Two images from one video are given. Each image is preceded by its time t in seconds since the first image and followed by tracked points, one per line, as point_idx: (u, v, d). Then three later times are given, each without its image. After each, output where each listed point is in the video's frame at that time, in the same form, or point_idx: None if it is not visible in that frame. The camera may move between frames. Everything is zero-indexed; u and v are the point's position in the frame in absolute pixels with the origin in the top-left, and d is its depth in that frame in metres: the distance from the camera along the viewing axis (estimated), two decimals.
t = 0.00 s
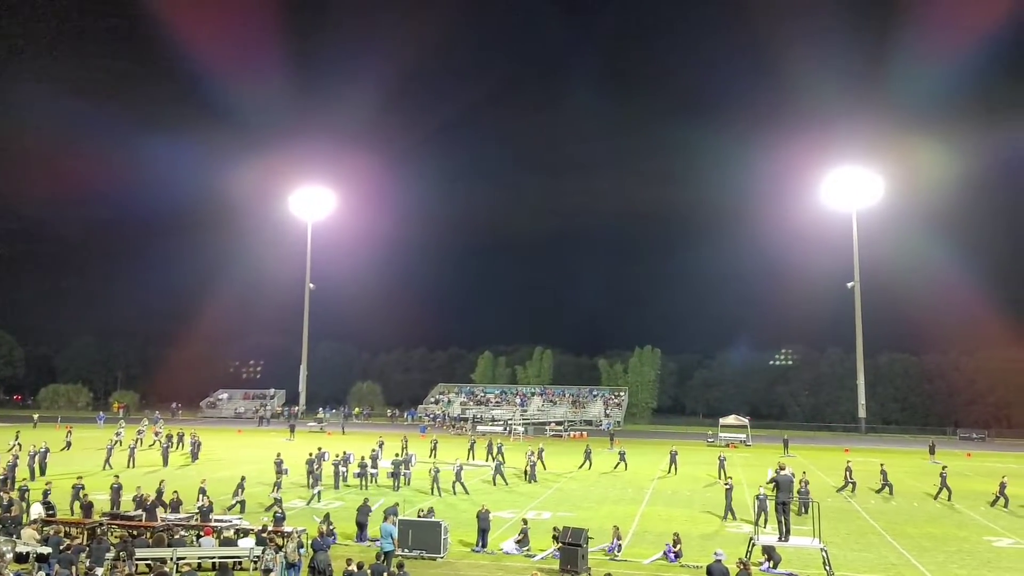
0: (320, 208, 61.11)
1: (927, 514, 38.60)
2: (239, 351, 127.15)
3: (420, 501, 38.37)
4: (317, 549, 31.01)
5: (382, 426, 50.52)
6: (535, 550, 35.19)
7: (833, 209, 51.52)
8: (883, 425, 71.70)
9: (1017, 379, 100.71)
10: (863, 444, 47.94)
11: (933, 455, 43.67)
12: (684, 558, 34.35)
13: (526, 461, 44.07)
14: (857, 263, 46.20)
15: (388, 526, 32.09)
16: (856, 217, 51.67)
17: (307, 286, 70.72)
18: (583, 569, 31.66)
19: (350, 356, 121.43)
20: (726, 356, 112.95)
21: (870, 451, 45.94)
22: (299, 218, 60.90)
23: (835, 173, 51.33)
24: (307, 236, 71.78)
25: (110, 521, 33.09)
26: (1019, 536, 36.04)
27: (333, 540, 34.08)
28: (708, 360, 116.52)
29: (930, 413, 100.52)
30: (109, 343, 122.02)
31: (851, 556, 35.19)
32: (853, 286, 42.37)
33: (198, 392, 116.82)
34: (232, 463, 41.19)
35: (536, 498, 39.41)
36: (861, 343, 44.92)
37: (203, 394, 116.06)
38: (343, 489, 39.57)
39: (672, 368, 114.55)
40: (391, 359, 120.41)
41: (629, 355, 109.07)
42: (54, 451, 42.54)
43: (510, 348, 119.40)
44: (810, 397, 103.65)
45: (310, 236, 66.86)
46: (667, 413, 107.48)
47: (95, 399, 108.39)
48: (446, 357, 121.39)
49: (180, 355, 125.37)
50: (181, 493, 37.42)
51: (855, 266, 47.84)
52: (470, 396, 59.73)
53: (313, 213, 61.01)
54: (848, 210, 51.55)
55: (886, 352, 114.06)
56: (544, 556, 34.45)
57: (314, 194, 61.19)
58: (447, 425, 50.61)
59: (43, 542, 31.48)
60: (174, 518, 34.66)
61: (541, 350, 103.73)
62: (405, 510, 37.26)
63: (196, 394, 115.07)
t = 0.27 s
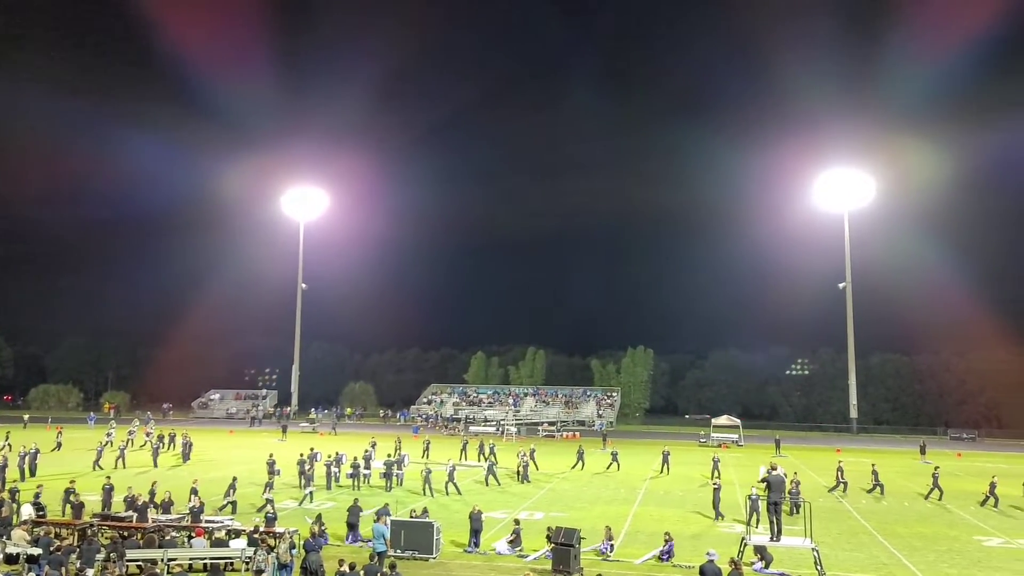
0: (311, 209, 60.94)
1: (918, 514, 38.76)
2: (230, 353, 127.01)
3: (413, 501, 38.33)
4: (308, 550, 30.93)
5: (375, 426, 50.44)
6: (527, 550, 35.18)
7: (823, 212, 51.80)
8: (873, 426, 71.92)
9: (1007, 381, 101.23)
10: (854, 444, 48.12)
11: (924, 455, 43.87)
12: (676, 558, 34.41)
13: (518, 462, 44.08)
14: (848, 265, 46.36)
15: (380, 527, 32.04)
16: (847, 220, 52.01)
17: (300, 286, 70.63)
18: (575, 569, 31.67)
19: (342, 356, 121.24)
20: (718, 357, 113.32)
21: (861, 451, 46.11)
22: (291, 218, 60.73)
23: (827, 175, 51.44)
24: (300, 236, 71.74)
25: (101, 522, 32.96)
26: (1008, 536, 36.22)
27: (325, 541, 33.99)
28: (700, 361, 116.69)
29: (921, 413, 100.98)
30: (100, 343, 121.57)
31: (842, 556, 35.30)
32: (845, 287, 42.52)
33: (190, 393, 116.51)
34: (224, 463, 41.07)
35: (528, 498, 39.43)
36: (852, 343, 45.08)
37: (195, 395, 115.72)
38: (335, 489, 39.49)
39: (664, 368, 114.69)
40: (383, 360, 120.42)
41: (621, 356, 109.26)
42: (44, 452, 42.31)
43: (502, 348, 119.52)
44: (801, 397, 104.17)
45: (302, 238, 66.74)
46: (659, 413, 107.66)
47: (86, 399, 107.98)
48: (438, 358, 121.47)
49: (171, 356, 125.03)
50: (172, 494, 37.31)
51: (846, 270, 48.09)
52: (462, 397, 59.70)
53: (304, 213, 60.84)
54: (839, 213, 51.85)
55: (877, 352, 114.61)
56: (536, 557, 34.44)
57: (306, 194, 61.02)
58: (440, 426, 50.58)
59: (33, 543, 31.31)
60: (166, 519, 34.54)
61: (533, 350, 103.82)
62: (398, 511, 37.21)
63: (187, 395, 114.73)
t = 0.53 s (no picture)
0: (302, 210, 60.82)
1: (908, 514, 38.96)
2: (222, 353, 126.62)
3: (404, 502, 38.28)
4: (300, 551, 30.85)
5: (367, 427, 50.35)
6: (519, 551, 35.18)
7: (814, 214, 52.10)
8: (863, 426, 72.19)
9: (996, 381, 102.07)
10: (845, 445, 48.33)
11: (914, 455, 44.10)
12: (667, 559, 34.47)
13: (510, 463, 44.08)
14: (840, 266, 46.58)
15: (372, 528, 31.98)
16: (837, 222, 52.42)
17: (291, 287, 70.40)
18: (567, 570, 31.68)
19: (333, 357, 120.89)
20: (709, 357, 113.53)
21: (852, 452, 46.32)
22: (282, 218, 60.65)
23: (820, 176, 51.53)
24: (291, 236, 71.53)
25: (90, 524, 32.78)
26: (997, 536, 36.45)
27: (316, 542, 33.90)
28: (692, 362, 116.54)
29: (911, 413, 101.55)
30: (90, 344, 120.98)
31: (833, 557, 35.42)
32: (835, 289, 42.72)
33: (180, 394, 116.03)
34: (215, 464, 40.91)
35: (520, 499, 39.44)
36: (843, 345, 45.26)
37: (186, 395, 115.27)
38: (327, 490, 39.40)
39: (656, 370, 114.76)
40: (375, 361, 120.22)
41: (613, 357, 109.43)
42: (33, 454, 42.03)
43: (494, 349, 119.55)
44: (792, 398, 104.84)
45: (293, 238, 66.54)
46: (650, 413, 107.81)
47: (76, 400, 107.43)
48: (430, 358, 121.41)
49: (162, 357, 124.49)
50: (163, 495, 37.15)
51: (837, 272, 48.35)
52: (454, 397, 59.66)
53: (296, 214, 60.74)
54: (829, 215, 52.22)
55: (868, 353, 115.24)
56: (528, 557, 34.43)
57: (298, 195, 60.90)
58: (432, 427, 50.53)
59: (22, 544, 31.11)
60: (156, 520, 34.39)
61: (525, 351, 103.85)
62: (389, 512, 37.15)
63: (178, 396, 114.29)
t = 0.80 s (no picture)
0: (291, 209, 60.57)
1: (895, 513, 39.20)
2: (210, 353, 126.13)
3: (393, 502, 38.20)
4: (288, 551, 30.72)
5: (356, 427, 50.22)
6: (508, 551, 35.15)
7: (801, 214, 52.38)
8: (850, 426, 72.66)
9: (982, 379, 101.76)
10: (833, 444, 48.54)
11: (901, 455, 44.34)
12: (656, 558, 34.55)
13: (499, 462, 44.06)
14: (828, 267, 46.82)
15: (360, 528, 31.87)
16: (823, 222, 52.76)
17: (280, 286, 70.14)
18: (556, 569, 31.67)
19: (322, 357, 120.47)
20: (698, 357, 113.83)
21: (840, 451, 46.53)
22: (272, 218, 60.46)
23: (809, 176, 51.68)
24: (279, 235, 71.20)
25: (76, 524, 32.55)
26: (982, 534, 36.71)
27: (305, 542, 33.77)
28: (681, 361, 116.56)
29: (898, 413, 102.24)
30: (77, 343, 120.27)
31: (821, 556, 35.57)
32: (824, 288, 42.89)
33: (167, 394, 115.47)
34: (203, 464, 40.71)
35: (509, 499, 39.43)
36: (831, 344, 45.45)
37: (174, 395, 114.73)
38: (316, 490, 39.29)
39: (645, 369, 114.92)
40: (364, 360, 119.97)
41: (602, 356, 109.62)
42: (18, 454, 41.69)
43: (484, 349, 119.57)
44: (781, 397, 105.77)
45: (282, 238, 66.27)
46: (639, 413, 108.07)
47: (63, 400, 106.76)
48: (420, 358, 121.28)
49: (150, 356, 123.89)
50: (150, 496, 36.95)
51: (825, 273, 48.63)
52: (444, 397, 59.57)
53: (285, 214, 60.52)
54: (816, 215, 52.51)
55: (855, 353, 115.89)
56: (517, 557, 34.40)
57: (288, 195, 60.66)
58: (421, 427, 50.44)
59: (7, 545, 30.84)
60: (143, 521, 34.20)
61: (515, 351, 103.85)
62: (378, 512, 37.07)
63: (166, 395, 113.73)
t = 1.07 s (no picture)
0: (275, 209, 60.32)
1: (878, 512, 39.51)
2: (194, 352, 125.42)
3: (379, 503, 38.13)
4: (273, 552, 30.61)
5: (342, 427, 50.05)
6: (494, 551, 35.15)
7: (785, 215, 52.73)
8: (833, 426, 73.16)
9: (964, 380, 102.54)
10: (816, 444, 48.85)
11: (884, 454, 44.68)
12: (642, 558, 34.64)
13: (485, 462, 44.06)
14: (812, 268, 47.13)
15: (346, 529, 31.78)
16: (807, 224, 53.14)
17: (265, 285, 69.89)
18: (541, 569, 31.70)
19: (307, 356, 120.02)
20: (683, 357, 114.24)
21: (824, 451, 46.83)
22: (256, 217, 60.24)
23: (792, 178, 52.01)
24: (265, 234, 70.90)
25: (59, 525, 32.28)
26: (964, 533, 37.05)
27: (289, 543, 33.65)
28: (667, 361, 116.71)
29: (881, 413, 103.08)
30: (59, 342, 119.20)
31: (805, 555, 35.78)
32: (808, 289, 43.13)
33: (152, 394, 114.82)
34: (187, 465, 40.49)
35: (495, 499, 39.43)
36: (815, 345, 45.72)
37: (158, 395, 113.97)
38: (301, 490, 39.15)
39: (631, 369, 115.23)
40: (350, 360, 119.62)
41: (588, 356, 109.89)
42: None
43: (470, 349, 119.61)
44: (765, 397, 106.49)
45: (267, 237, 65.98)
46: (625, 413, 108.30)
47: (45, 400, 105.81)
48: (406, 358, 121.48)
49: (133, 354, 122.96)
50: (133, 497, 36.69)
51: (809, 273, 48.92)
52: (430, 397, 59.51)
53: (270, 213, 60.27)
54: (800, 216, 52.87)
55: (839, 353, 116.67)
56: (503, 557, 34.41)
57: (272, 195, 60.30)
58: (407, 427, 50.35)
59: None
60: (126, 522, 33.95)
61: (501, 351, 103.94)
62: (364, 512, 37.00)
63: (149, 395, 112.96)
